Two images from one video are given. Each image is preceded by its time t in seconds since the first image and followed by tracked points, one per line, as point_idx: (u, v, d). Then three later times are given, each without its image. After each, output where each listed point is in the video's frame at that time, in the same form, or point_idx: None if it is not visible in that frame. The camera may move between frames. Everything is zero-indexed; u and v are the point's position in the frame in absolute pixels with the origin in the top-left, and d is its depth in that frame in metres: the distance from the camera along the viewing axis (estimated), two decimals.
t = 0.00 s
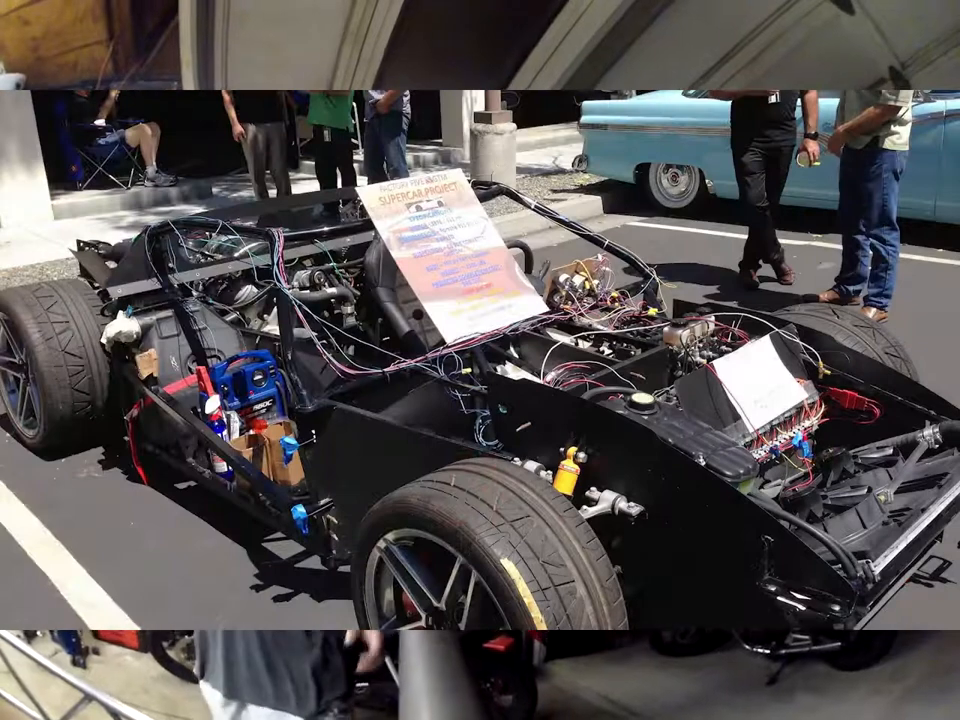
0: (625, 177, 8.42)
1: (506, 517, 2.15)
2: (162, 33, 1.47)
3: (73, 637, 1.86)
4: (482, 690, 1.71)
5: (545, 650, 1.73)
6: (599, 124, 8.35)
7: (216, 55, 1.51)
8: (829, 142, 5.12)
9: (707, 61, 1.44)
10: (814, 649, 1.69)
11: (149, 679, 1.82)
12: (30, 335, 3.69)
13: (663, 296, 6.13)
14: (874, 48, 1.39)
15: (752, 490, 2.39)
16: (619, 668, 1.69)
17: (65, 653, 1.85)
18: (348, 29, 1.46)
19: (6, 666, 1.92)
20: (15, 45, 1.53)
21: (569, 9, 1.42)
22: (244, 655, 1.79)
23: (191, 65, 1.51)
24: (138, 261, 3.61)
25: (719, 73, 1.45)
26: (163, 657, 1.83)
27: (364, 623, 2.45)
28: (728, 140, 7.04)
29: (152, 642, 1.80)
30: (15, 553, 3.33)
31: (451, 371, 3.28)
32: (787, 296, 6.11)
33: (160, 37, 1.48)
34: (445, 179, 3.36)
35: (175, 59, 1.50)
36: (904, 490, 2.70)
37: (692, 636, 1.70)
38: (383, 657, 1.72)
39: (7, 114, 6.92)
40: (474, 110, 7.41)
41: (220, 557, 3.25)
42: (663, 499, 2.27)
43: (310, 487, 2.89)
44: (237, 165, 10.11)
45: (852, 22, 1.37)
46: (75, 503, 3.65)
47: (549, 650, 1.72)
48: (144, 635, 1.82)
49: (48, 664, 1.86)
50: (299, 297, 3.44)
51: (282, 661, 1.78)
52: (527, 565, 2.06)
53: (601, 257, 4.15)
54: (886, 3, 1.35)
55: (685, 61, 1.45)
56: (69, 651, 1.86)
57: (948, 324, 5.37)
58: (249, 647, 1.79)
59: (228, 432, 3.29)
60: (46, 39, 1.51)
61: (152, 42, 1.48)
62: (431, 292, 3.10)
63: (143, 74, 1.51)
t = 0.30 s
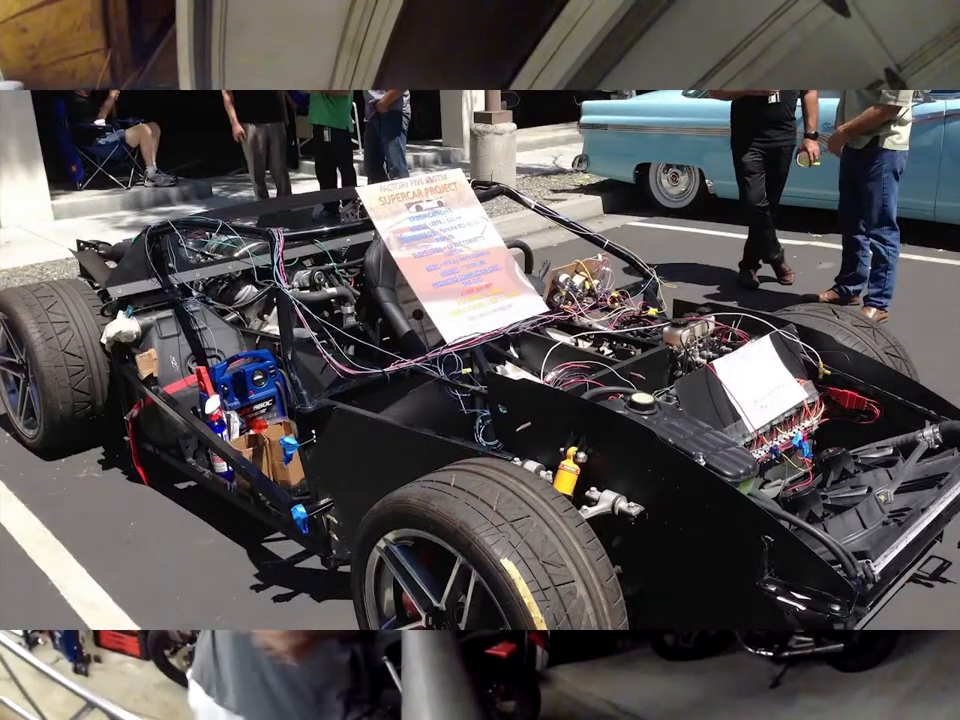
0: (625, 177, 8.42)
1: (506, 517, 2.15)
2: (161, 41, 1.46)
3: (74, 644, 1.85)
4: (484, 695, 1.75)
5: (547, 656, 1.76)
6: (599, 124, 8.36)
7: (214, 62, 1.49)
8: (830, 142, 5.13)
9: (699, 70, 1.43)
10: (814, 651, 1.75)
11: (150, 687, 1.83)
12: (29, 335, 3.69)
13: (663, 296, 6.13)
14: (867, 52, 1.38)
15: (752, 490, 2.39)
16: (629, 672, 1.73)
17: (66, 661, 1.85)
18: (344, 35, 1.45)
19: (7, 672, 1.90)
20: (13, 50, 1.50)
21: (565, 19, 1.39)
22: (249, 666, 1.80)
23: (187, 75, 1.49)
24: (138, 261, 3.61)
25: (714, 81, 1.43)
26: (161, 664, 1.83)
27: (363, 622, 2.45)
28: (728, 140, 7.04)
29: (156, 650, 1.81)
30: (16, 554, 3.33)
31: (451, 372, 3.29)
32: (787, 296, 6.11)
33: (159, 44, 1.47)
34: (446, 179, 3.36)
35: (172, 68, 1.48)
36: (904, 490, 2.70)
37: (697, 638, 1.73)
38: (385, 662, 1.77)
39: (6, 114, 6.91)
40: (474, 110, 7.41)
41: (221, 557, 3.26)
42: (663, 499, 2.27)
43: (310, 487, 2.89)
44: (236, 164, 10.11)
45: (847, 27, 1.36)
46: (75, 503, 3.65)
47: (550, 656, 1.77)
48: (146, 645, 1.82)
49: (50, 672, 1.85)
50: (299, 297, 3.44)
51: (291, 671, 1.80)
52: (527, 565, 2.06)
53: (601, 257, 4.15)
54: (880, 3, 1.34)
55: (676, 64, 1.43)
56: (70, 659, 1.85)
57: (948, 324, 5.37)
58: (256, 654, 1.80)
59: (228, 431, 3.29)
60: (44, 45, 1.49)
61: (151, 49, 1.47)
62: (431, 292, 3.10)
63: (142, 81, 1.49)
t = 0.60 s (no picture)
0: (625, 177, 8.42)
1: (506, 517, 2.15)
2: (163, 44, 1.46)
3: (70, 647, 1.82)
4: (482, 704, 1.72)
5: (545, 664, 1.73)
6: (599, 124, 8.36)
7: (216, 63, 1.48)
8: (830, 142, 5.13)
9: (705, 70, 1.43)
10: (814, 658, 1.73)
11: (149, 689, 1.81)
12: (29, 334, 3.69)
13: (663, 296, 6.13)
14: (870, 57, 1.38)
15: (753, 490, 2.39)
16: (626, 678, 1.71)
17: (64, 664, 1.82)
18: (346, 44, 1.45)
19: (5, 674, 1.90)
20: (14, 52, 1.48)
21: (566, 25, 1.41)
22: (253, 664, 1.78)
23: (190, 79, 1.49)
24: (138, 261, 3.61)
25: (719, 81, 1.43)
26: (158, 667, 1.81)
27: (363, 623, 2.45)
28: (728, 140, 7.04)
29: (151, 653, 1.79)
30: (15, 554, 3.32)
31: (451, 372, 3.29)
32: (787, 296, 6.11)
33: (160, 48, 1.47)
34: (445, 179, 3.36)
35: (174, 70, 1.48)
36: (904, 490, 2.69)
37: (692, 647, 1.69)
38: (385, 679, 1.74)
39: (7, 114, 6.91)
40: (474, 110, 7.41)
41: (221, 556, 3.26)
42: (663, 499, 2.27)
43: (310, 487, 2.89)
44: (237, 164, 10.12)
45: (847, 33, 1.37)
46: (75, 503, 3.65)
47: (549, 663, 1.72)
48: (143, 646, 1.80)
49: (47, 674, 1.84)
50: (299, 297, 3.44)
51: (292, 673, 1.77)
52: (527, 565, 2.06)
53: (601, 257, 4.14)
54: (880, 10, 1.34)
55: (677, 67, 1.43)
56: (68, 662, 1.83)
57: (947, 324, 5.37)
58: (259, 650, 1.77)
59: (228, 432, 3.29)
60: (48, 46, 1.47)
61: (154, 51, 1.47)
62: (431, 292, 3.09)
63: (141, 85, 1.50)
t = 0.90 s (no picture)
0: (625, 177, 8.43)
1: (506, 517, 2.15)
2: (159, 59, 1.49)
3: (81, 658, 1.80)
4: (494, 706, 1.68)
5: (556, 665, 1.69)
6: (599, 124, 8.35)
7: (213, 65, 1.48)
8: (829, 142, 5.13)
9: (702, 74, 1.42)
10: (828, 653, 1.65)
11: (159, 700, 1.79)
12: (29, 334, 3.68)
13: (663, 296, 6.13)
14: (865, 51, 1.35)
15: (753, 491, 2.39)
16: (631, 680, 1.66)
17: (73, 674, 1.80)
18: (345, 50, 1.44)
19: (14, 684, 1.88)
20: (15, 67, 1.54)
21: (564, 25, 1.39)
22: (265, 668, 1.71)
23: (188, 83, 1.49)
24: (138, 262, 3.61)
25: (717, 80, 1.42)
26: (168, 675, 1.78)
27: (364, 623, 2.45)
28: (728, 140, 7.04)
29: (162, 663, 1.76)
30: (15, 554, 3.32)
31: (451, 371, 3.29)
32: (787, 296, 6.11)
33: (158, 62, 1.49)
34: (445, 179, 3.36)
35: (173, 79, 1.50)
36: (904, 490, 2.69)
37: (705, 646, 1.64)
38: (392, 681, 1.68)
39: (6, 114, 6.91)
40: (474, 110, 7.41)
41: (221, 557, 3.26)
42: (663, 499, 2.27)
43: (310, 487, 2.88)
44: (236, 164, 10.12)
45: (844, 24, 1.34)
46: (75, 503, 3.65)
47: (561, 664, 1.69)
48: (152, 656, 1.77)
49: (57, 684, 1.81)
50: (299, 297, 3.44)
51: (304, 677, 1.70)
52: (527, 565, 2.06)
53: (601, 257, 4.14)
54: (876, 3, 1.31)
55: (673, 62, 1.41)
56: (78, 672, 1.81)
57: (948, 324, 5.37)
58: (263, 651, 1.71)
59: (228, 432, 3.29)
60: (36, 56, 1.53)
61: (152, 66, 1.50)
62: (431, 292, 3.09)
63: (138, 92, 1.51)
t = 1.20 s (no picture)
0: (625, 177, 8.43)
1: (506, 517, 2.15)
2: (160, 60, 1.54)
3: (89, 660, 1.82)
4: (502, 705, 1.75)
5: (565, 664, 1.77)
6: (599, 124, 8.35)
7: (212, 65, 1.54)
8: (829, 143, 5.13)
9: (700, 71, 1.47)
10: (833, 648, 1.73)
11: (166, 702, 1.82)
12: (29, 334, 3.68)
13: (663, 296, 6.13)
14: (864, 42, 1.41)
15: (753, 491, 2.39)
16: (638, 676, 1.75)
17: (80, 678, 1.81)
18: (343, 54, 1.51)
19: (19, 689, 1.86)
20: (13, 73, 1.59)
21: (561, 24, 1.46)
22: (251, 664, 1.79)
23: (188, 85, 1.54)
24: (138, 262, 3.61)
25: (714, 79, 1.47)
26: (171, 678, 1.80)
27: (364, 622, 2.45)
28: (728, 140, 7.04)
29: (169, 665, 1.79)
30: (15, 554, 3.32)
31: (450, 371, 3.29)
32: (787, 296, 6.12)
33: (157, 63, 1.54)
34: (445, 179, 3.36)
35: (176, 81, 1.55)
36: (904, 490, 2.69)
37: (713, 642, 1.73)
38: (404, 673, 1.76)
39: (6, 114, 6.91)
40: (474, 110, 7.41)
41: (221, 556, 3.26)
42: (663, 499, 2.27)
43: (310, 487, 2.88)
44: (236, 164, 10.11)
45: (840, 18, 1.40)
46: (75, 503, 3.65)
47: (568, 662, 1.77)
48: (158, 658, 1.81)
49: (65, 689, 1.82)
50: (299, 297, 3.44)
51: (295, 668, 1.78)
52: (527, 565, 2.06)
53: (601, 257, 4.14)
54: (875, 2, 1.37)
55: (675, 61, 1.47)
56: (84, 676, 1.82)
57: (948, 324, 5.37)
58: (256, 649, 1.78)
59: (228, 432, 3.29)
60: (39, 62, 1.58)
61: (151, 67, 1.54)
62: (430, 292, 3.09)
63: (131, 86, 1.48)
